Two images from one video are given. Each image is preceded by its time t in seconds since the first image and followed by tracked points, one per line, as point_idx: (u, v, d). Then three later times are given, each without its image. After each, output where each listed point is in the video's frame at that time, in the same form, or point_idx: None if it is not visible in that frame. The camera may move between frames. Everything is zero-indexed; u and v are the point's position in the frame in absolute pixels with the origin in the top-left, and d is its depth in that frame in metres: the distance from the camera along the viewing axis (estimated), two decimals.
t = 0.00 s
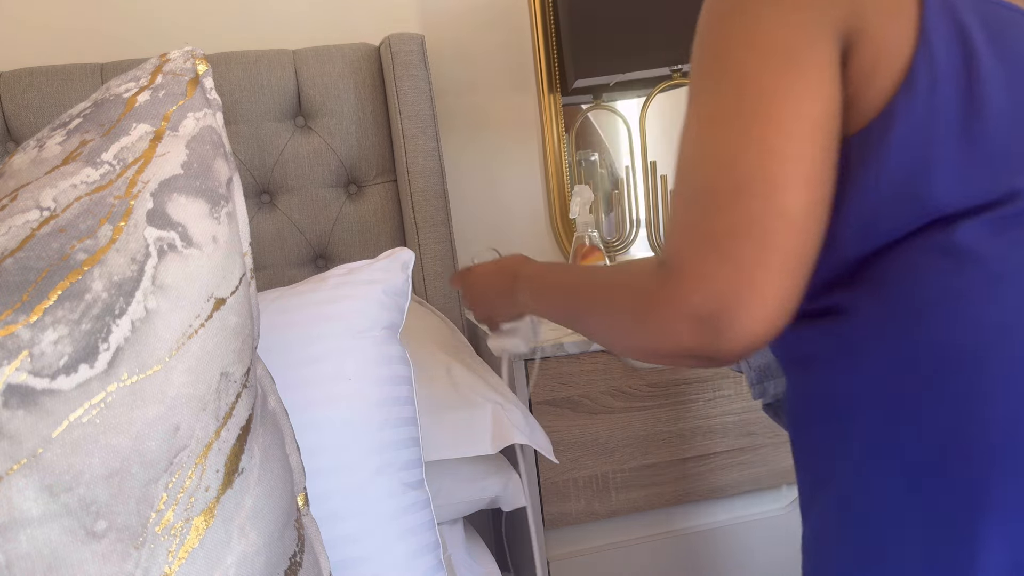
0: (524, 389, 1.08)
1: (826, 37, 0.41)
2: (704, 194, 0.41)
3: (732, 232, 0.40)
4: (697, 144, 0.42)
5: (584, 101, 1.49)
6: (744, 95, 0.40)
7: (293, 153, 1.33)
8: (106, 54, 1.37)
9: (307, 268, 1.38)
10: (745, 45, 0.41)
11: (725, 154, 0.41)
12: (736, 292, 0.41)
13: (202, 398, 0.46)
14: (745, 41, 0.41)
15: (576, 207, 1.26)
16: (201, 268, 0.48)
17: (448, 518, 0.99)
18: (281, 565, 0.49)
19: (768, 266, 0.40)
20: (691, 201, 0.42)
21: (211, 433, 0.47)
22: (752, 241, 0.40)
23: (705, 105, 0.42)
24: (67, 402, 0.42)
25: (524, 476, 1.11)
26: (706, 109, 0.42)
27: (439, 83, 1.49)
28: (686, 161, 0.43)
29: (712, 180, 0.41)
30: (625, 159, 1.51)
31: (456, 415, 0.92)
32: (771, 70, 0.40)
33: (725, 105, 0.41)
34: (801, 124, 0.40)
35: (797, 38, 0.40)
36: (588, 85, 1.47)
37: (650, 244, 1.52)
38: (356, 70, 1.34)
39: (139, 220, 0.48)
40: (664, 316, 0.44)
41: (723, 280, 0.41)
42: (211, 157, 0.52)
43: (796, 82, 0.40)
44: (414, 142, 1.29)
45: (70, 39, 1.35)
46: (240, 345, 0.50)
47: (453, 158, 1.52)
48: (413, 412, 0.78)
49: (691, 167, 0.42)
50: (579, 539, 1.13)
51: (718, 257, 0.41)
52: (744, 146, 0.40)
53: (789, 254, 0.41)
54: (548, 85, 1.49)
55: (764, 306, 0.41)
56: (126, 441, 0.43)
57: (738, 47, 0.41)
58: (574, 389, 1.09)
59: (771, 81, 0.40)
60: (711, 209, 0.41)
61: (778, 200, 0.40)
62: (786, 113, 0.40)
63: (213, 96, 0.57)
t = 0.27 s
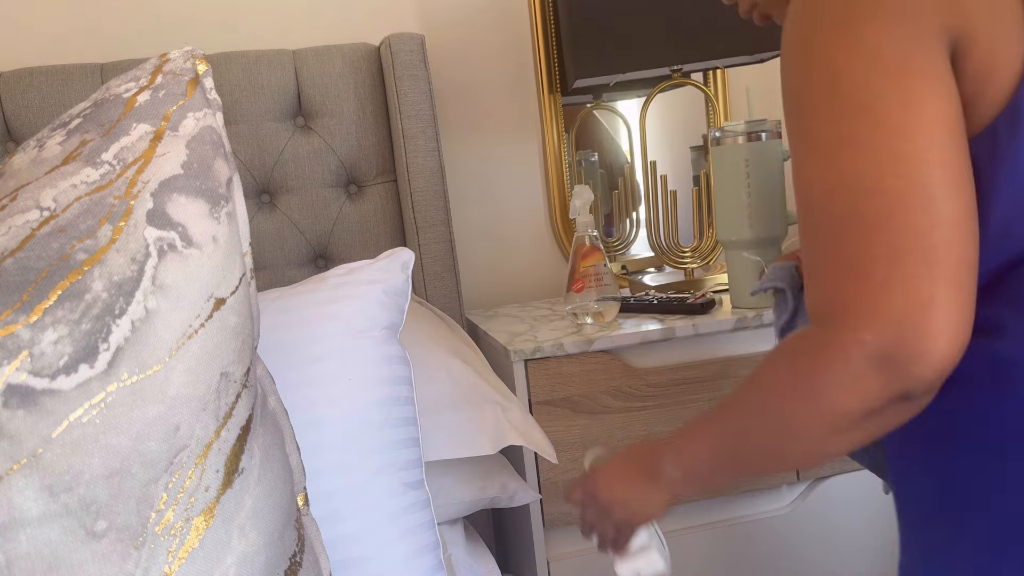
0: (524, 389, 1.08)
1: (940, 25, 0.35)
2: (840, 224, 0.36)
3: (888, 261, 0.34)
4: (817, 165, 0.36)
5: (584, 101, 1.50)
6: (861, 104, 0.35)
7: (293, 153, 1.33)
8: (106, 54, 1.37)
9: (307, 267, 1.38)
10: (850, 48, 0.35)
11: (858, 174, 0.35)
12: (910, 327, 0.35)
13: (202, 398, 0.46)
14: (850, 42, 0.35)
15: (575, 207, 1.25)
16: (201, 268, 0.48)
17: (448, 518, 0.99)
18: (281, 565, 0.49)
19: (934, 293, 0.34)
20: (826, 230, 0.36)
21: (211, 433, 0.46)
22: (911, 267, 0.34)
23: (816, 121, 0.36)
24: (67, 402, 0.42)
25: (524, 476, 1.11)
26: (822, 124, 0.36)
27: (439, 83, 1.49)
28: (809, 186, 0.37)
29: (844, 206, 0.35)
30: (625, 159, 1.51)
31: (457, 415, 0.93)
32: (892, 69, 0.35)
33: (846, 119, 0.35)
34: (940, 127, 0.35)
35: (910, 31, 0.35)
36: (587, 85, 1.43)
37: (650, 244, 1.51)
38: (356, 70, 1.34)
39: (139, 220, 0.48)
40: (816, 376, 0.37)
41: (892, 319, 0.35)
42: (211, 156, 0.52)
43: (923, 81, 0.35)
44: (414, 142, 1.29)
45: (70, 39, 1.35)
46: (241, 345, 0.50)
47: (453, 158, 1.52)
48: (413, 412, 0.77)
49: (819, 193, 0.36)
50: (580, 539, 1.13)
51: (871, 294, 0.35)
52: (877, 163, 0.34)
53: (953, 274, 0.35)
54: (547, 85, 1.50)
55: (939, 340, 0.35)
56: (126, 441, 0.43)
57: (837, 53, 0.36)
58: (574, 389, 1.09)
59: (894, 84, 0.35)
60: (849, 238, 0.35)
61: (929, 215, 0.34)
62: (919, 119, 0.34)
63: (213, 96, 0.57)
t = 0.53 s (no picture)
0: (524, 389, 1.09)
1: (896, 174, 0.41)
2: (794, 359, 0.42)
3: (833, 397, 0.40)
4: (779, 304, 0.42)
5: (584, 101, 1.50)
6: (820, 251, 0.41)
7: (293, 153, 1.33)
8: (105, 54, 1.37)
9: (308, 267, 1.38)
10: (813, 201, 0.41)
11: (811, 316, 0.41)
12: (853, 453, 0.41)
13: (202, 398, 0.46)
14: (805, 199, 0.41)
15: (575, 207, 1.26)
16: (201, 268, 0.48)
17: (448, 518, 0.99)
18: (281, 565, 0.49)
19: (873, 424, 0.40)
20: (784, 368, 0.42)
21: (211, 433, 0.46)
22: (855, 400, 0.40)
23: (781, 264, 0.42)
24: (67, 402, 0.42)
25: (523, 476, 1.11)
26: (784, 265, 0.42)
27: (439, 83, 1.49)
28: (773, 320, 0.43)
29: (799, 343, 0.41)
30: (625, 160, 1.51)
31: (457, 415, 0.93)
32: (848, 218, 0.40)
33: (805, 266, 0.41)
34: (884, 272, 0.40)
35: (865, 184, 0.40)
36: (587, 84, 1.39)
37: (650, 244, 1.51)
38: (356, 71, 1.34)
39: (139, 220, 0.48)
40: (785, 480, 0.44)
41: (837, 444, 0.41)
42: (211, 156, 0.52)
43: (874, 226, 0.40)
44: (414, 142, 1.29)
45: (70, 40, 1.35)
46: (241, 345, 0.50)
47: (453, 158, 1.52)
48: (413, 412, 0.77)
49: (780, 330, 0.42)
50: (580, 539, 1.13)
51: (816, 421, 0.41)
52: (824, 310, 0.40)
53: (890, 405, 0.40)
54: (547, 85, 1.50)
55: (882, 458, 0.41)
56: (126, 441, 0.43)
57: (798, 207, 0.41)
58: (573, 389, 1.09)
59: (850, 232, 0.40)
60: (803, 379, 0.41)
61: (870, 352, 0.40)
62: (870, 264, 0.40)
63: (213, 96, 0.57)
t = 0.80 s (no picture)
0: (524, 389, 1.09)
1: (830, 365, 0.50)
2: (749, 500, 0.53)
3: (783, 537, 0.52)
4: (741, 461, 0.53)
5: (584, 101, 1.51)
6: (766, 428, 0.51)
7: (293, 153, 1.33)
8: (105, 54, 1.37)
9: (308, 268, 1.38)
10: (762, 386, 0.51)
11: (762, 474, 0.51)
12: None
13: (202, 398, 0.46)
14: (753, 382, 0.51)
15: (575, 207, 1.27)
16: (201, 268, 0.48)
17: (448, 518, 0.99)
18: (281, 565, 0.49)
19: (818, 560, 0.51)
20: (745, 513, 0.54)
21: (211, 433, 0.46)
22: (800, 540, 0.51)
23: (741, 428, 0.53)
24: (66, 402, 0.42)
25: (523, 476, 1.11)
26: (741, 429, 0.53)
27: (440, 84, 1.49)
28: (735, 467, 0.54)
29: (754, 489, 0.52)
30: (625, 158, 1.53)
31: (457, 415, 0.93)
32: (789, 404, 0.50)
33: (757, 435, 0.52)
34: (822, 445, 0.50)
35: (800, 374, 0.50)
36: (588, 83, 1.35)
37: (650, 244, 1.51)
38: (356, 71, 1.34)
39: (139, 220, 0.48)
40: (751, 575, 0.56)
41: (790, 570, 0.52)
42: (211, 156, 0.52)
43: (814, 411, 0.50)
44: (414, 142, 1.29)
45: (70, 40, 1.35)
46: (240, 345, 0.50)
47: (453, 158, 1.52)
48: (413, 412, 0.78)
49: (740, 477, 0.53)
50: (580, 539, 1.13)
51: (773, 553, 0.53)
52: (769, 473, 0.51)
53: (829, 553, 0.52)
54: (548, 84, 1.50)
55: None
56: (126, 441, 0.43)
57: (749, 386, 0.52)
58: (574, 389, 1.09)
59: (788, 415, 0.50)
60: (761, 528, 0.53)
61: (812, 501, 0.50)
62: (808, 442, 0.50)
63: (213, 96, 0.57)
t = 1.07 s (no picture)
0: (524, 389, 1.09)
1: (822, 498, 0.50)
2: None
3: None
4: None
5: (584, 101, 1.51)
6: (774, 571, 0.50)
7: (293, 153, 1.33)
8: (105, 54, 1.37)
9: (308, 268, 1.38)
10: (763, 532, 0.50)
11: None
12: None
13: (202, 398, 0.46)
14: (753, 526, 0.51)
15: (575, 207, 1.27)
16: (201, 268, 0.48)
17: (448, 518, 0.99)
18: (281, 565, 0.49)
19: None
20: None
21: (211, 433, 0.46)
22: None
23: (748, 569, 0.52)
24: (66, 402, 0.42)
25: (524, 476, 1.11)
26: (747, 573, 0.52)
27: (440, 84, 1.49)
28: None
29: None
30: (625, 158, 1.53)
31: (457, 415, 0.93)
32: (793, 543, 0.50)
33: None
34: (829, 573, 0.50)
35: (799, 511, 0.50)
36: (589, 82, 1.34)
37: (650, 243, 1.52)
38: (355, 70, 1.34)
39: (139, 220, 0.48)
40: None
41: None
42: (211, 156, 0.52)
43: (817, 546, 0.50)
44: (414, 142, 1.29)
45: (70, 41, 1.35)
46: (240, 345, 0.50)
47: (453, 158, 1.52)
48: (413, 412, 0.78)
49: None
50: (580, 539, 1.13)
51: None
52: None
53: None
54: (547, 85, 1.50)
55: None
56: (126, 441, 0.43)
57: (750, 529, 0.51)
58: (574, 389, 1.09)
59: (794, 559, 0.50)
60: None
61: None
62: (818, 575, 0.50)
63: (213, 96, 0.57)
